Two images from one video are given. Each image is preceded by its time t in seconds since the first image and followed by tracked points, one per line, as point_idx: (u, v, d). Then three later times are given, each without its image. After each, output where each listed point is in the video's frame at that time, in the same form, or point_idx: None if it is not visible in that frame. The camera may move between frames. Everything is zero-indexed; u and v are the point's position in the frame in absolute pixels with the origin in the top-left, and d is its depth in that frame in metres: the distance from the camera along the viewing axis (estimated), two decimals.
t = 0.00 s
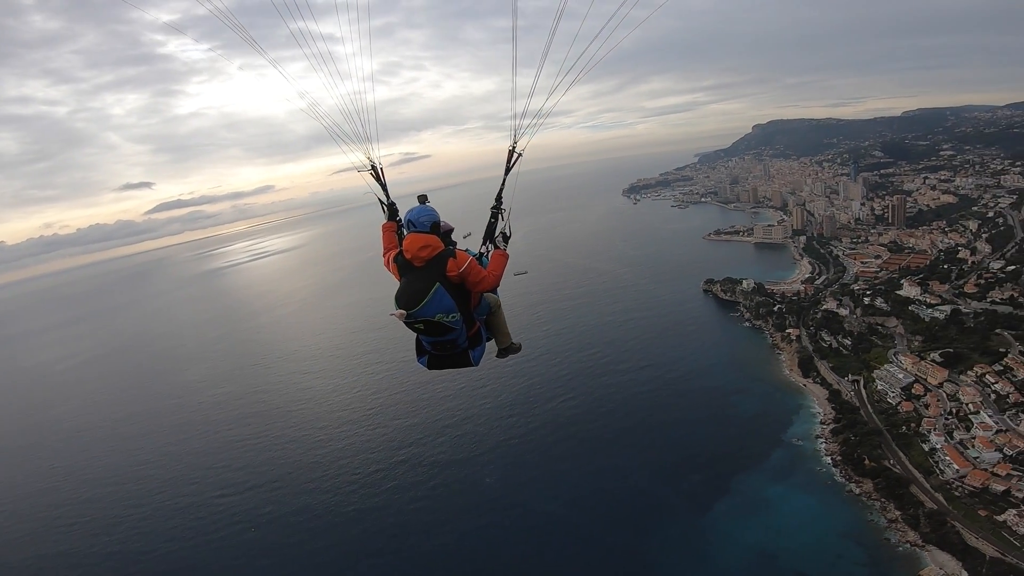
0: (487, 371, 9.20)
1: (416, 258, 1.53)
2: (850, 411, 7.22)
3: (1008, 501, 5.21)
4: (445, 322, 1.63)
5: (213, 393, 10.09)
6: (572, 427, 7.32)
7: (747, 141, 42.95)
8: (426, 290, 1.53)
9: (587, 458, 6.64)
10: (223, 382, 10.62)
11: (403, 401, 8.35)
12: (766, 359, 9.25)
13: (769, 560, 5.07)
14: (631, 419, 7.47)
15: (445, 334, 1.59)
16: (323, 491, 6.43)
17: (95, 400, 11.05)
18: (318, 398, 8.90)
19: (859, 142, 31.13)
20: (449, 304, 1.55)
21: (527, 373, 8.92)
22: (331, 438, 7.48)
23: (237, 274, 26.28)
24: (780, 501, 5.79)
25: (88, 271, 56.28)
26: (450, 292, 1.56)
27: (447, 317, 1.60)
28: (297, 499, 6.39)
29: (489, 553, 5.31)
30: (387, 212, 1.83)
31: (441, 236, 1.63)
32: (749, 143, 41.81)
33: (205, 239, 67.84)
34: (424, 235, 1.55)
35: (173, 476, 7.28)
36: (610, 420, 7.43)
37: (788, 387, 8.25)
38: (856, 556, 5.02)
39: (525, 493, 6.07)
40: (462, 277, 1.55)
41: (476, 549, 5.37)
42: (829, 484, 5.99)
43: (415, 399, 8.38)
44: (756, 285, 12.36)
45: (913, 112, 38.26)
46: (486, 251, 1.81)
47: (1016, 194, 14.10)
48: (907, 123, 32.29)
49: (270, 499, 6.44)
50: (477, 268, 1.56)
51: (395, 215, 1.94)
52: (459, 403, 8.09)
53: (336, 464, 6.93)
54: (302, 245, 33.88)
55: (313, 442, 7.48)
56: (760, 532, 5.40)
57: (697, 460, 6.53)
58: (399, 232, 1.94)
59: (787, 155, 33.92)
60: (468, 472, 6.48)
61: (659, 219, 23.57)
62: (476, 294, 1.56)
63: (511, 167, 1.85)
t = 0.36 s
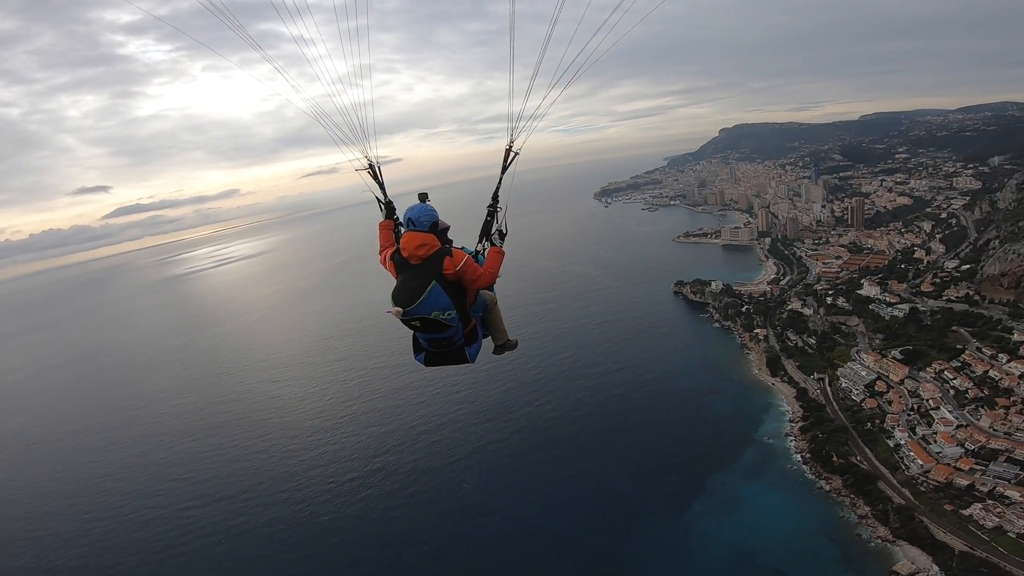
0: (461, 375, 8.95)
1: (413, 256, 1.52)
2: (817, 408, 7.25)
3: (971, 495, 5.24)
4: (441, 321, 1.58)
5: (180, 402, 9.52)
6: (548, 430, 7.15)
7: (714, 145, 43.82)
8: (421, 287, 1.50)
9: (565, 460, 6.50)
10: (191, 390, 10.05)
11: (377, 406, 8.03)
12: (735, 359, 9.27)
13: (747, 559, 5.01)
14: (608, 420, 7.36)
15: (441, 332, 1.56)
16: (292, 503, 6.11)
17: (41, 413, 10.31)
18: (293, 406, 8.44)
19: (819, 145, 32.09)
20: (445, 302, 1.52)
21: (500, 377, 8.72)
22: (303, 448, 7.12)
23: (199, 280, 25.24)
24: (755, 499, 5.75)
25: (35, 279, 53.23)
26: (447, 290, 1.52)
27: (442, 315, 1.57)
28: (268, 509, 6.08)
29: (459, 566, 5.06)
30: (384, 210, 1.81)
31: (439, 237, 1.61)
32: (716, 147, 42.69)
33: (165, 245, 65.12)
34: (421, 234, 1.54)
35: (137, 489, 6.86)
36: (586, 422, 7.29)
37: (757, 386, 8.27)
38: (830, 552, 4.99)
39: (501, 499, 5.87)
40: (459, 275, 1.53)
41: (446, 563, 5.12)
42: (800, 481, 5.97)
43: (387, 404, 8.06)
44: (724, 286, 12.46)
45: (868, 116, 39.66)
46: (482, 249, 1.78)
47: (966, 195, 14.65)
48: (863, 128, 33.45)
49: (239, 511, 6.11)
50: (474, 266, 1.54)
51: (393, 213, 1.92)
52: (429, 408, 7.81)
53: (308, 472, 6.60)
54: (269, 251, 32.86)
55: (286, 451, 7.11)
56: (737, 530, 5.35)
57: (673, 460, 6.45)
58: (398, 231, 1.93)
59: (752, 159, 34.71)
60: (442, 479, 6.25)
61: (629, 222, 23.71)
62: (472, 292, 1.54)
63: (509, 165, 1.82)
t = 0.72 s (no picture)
0: (435, 379, 8.74)
1: (410, 255, 1.46)
2: (785, 404, 7.32)
3: (937, 487, 5.32)
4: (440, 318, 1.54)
5: (143, 413, 9.02)
6: (525, 433, 7.01)
7: (680, 147, 44.61)
8: (419, 284, 1.45)
9: (545, 461, 6.40)
10: (156, 399, 9.56)
11: (350, 414, 7.76)
12: (705, 358, 9.31)
13: (728, 556, 4.99)
14: (585, 421, 7.29)
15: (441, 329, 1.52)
16: (265, 514, 5.83)
17: None
18: (265, 414, 8.08)
19: (780, 148, 32.99)
20: (445, 299, 1.47)
21: (474, 382, 8.54)
22: (278, 457, 6.83)
23: (160, 288, 24.18)
24: (733, 496, 5.74)
25: None
26: (446, 287, 1.47)
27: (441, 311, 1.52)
28: (243, 520, 5.79)
29: None
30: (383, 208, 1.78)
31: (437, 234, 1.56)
32: (682, 149, 43.47)
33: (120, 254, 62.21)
34: (419, 232, 1.49)
35: (100, 503, 6.49)
36: (563, 424, 7.19)
37: (727, 384, 8.32)
38: (807, 546, 5.01)
39: (480, 504, 5.71)
40: (458, 273, 1.48)
41: None
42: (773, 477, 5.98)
43: (361, 412, 7.79)
44: (692, 286, 12.56)
45: (825, 119, 41.05)
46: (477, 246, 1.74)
47: (918, 195, 15.23)
48: (821, 130, 34.55)
49: (208, 525, 5.82)
50: (473, 264, 1.49)
51: (392, 212, 1.90)
52: (402, 415, 7.57)
53: (282, 481, 6.33)
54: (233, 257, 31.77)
55: (259, 460, 6.83)
56: (717, 527, 5.33)
57: (653, 459, 6.42)
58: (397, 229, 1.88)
59: (717, 161, 35.43)
60: (420, 485, 6.06)
61: (599, 224, 23.81)
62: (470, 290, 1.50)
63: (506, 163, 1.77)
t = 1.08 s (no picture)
0: (410, 383, 8.55)
1: (409, 252, 1.46)
2: (755, 398, 7.42)
3: (904, 476, 5.44)
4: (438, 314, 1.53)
5: (104, 427, 8.58)
6: (502, 435, 6.92)
7: (646, 147, 45.29)
8: (417, 281, 1.45)
9: (524, 463, 6.33)
10: (118, 413, 9.11)
11: (324, 421, 7.53)
12: (676, 355, 9.38)
13: (709, 550, 5.00)
14: (563, 420, 7.26)
15: (440, 324, 1.52)
16: (239, 527, 5.60)
17: None
18: (235, 424, 7.77)
19: (742, 147, 33.81)
20: (445, 297, 1.47)
21: (449, 385, 8.40)
22: (253, 467, 6.59)
23: (111, 300, 22.93)
24: (711, 491, 5.77)
25: None
26: (444, 284, 1.48)
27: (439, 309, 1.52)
28: (218, 534, 5.56)
29: None
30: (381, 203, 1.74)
31: (434, 233, 1.55)
32: (648, 150, 44.12)
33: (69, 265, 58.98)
34: (417, 231, 1.48)
35: (63, 520, 6.16)
36: (541, 425, 7.14)
37: (698, 380, 8.40)
38: (785, 539, 5.06)
39: (459, 508, 5.60)
40: (455, 271, 1.48)
41: None
42: (747, 471, 6.04)
43: (334, 419, 7.55)
44: (662, 284, 12.68)
45: (782, 118, 42.35)
46: (472, 245, 1.74)
47: (872, 191, 15.81)
48: (779, 129, 35.61)
49: (169, 549, 5.48)
50: (469, 262, 1.50)
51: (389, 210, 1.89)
52: (376, 420, 7.36)
53: (256, 491, 6.11)
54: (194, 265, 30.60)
55: (230, 472, 6.55)
56: (697, 522, 5.34)
57: (631, 455, 6.43)
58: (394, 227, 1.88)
59: (681, 161, 36.06)
60: (398, 491, 5.89)
61: (569, 225, 23.84)
62: (466, 287, 1.51)
63: (500, 163, 1.77)
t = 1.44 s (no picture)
0: (379, 390, 8.29)
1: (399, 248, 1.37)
2: (723, 393, 7.50)
3: (868, 466, 5.56)
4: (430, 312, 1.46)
5: (54, 445, 8.03)
6: (476, 439, 6.77)
7: (608, 148, 45.90)
8: (408, 278, 1.37)
9: (501, 466, 6.20)
10: (65, 432, 8.52)
11: (291, 432, 7.22)
12: (645, 352, 9.42)
13: (688, 547, 5.00)
14: (536, 422, 7.16)
15: (433, 322, 1.46)
16: (204, 548, 5.29)
17: None
18: (199, 437, 7.38)
19: (699, 146, 34.63)
20: (438, 295, 1.40)
21: (419, 390, 8.18)
22: (219, 482, 6.27)
23: (50, 314, 21.41)
24: (687, 487, 5.78)
25: None
26: (437, 282, 1.40)
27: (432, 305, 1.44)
28: (187, 553, 5.28)
29: None
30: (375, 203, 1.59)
31: (426, 230, 1.46)
32: (609, 151, 44.69)
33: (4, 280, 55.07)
34: (409, 229, 1.40)
35: None
36: (515, 426, 7.03)
37: (667, 377, 8.44)
38: (762, 532, 5.10)
39: (434, 518, 5.41)
40: (448, 268, 1.40)
41: None
42: (719, 465, 6.09)
43: (302, 430, 7.23)
44: (628, 283, 12.77)
45: (737, 118, 43.59)
46: (464, 240, 1.65)
47: (823, 187, 16.38)
48: (735, 130, 36.67)
49: None
50: (462, 259, 1.42)
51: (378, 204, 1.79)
52: (344, 430, 7.08)
53: (222, 508, 5.80)
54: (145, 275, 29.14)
55: (194, 491, 6.20)
56: (675, 518, 5.33)
57: (607, 454, 6.40)
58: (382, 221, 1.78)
59: (642, 161, 36.67)
60: (371, 502, 5.68)
61: (534, 227, 23.84)
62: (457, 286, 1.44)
63: (490, 158, 1.68)
